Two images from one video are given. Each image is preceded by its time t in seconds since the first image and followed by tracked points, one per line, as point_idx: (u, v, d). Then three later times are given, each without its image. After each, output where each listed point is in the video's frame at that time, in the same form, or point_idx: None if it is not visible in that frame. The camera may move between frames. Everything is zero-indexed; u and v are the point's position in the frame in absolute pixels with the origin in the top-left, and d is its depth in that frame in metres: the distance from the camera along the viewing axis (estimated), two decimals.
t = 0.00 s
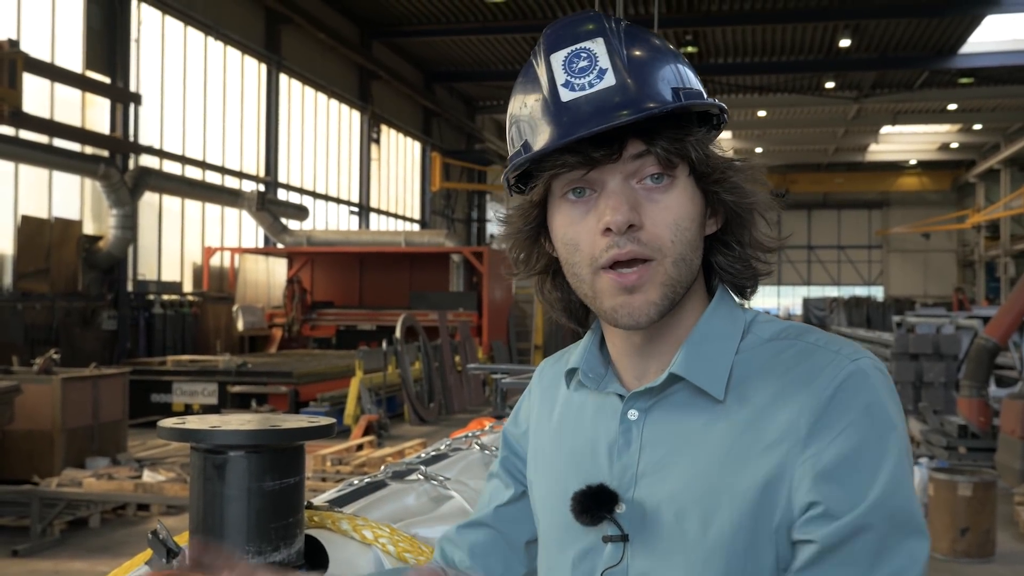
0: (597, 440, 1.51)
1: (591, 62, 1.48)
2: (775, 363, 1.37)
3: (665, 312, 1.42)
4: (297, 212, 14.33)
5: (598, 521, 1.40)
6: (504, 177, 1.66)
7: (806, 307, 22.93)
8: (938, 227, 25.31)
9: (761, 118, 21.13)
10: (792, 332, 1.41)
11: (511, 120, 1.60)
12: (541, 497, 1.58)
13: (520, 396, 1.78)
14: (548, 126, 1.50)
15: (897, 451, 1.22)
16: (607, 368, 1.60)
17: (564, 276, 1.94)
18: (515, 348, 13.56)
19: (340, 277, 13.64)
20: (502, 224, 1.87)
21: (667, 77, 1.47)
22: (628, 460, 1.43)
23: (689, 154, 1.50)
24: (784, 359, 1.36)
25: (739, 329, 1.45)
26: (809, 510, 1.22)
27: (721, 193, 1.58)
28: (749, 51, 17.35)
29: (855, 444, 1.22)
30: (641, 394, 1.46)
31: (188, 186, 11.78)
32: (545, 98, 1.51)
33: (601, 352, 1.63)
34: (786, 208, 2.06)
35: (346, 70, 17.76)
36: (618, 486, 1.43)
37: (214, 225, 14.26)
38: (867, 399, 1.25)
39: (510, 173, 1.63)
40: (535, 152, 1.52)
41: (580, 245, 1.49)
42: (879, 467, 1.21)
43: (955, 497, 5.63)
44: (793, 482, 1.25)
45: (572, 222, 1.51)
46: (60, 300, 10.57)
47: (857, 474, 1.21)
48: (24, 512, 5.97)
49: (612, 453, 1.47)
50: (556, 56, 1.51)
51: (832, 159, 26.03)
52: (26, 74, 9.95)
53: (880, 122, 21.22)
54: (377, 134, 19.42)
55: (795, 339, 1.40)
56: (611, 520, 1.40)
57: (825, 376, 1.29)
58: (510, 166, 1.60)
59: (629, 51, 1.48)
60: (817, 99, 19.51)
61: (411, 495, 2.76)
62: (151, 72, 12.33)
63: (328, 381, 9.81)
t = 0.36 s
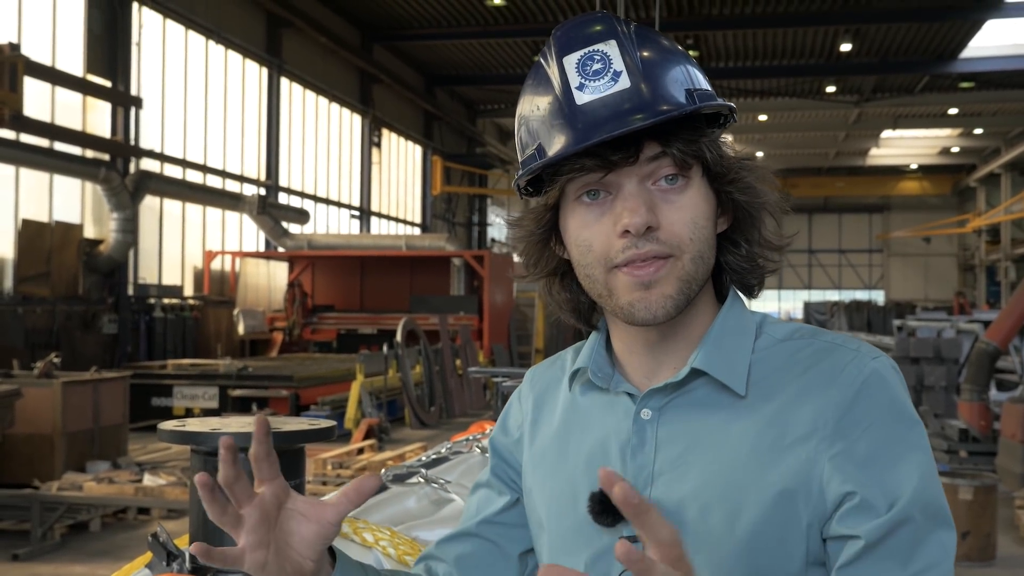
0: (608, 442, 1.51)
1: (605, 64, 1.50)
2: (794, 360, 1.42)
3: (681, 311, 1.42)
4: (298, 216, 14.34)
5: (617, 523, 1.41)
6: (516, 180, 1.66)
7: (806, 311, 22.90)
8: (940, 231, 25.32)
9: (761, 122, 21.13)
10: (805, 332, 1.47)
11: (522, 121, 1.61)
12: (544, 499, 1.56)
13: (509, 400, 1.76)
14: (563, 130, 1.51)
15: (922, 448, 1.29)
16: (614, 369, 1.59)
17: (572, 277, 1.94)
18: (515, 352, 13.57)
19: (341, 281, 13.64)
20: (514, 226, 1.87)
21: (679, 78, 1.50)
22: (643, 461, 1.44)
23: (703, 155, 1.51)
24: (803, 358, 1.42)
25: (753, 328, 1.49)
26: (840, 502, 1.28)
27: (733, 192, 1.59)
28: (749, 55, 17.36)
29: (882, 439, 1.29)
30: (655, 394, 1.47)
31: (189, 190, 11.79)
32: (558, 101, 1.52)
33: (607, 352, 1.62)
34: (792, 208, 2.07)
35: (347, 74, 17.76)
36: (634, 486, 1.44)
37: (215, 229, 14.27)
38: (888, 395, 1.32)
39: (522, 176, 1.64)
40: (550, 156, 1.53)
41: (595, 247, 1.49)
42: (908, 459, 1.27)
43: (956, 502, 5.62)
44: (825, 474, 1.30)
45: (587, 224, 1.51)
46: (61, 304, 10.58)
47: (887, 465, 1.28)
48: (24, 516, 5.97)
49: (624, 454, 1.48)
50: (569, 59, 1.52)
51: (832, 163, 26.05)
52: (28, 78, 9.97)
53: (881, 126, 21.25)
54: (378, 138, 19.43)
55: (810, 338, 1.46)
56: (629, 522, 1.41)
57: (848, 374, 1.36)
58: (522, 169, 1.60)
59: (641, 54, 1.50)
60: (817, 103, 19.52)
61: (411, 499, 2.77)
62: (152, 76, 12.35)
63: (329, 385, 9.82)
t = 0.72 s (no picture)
0: (611, 435, 1.51)
1: (589, 62, 1.51)
2: (793, 349, 1.44)
3: (670, 309, 1.42)
4: (296, 215, 14.34)
5: (624, 516, 1.41)
6: (508, 177, 1.66)
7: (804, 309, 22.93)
8: (938, 228, 25.35)
9: (759, 119, 21.14)
10: (805, 319, 1.48)
11: (513, 117, 1.62)
12: (549, 496, 1.55)
13: (510, 398, 1.76)
14: (550, 128, 1.52)
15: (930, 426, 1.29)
16: (614, 364, 1.59)
17: (570, 270, 1.96)
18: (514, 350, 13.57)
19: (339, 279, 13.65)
20: (509, 221, 1.89)
21: (666, 74, 1.49)
22: (648, 453, 1.44)
23: (690, 152, 1.49)
24: (803, 344, 1.43)
25: (751, 318, 1.50)
26: (848, 485, 1.28)
27: (722, 187, 1.58)
28: (746, 52, 17.36)
29: (888, 420, 1.29)
30: (657, 385, 1.47)
31: (187, 189, 11.77)
32: (545, 99, 1.54)
33: (606, 347, 1.62)
34: (790, 201, 2.07)
35: (344, 72, 17.74)
36: (639, 478, 1.44)
37: (213, 229, 14.26)
38: (890, 376, 1.33)
39: (514, 174, 1.64)
40: (537, 155, 1.54)
41: (583, 244, 1.49)
42: (916, 438, 1.27)
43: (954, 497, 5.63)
44: (832, 458, 1.30)
45: (575, 222, 1.51)
46: (59, 303, 10.56)
47: (896, 444, 1.27)
48: (22, 515, 5.97)
49: (629, 447, 1.48)
50: (554, 57, 1.53)
51: (830, 160, 26.07)
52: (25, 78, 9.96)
53: (879, 123, 21.26)
54: (375, 136, 19.42)
55: (809, 324, 1.47)
56: (636, 514, 1.42)
57: (848, 359, 1.36)
58: (513, 167, 1.61)
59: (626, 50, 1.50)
60: (815, 99, 19.52)
61: (409, 495, 2.78)
62: (149, 75, 12.33)
63: (328, 383, 9.82)
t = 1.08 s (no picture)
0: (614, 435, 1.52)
1: (598, 59, 1.50)
2: (794, 347, 1.44)
3: (682, 302, 1.43)
4: (294, 212, 14.33)
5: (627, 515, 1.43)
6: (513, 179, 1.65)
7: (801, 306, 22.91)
8: (936, 227, 25.36)
9: (757, 117, 21.15)
10: (806, 316, 1.48)
11: (518, 118, 1.61)
12: (550, 492, 1.57)
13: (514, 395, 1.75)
14: (559, 126, 1.51)
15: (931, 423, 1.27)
16: (617, 362, 1.59)
17: (572, 271, 1.96)
18: (511, 348, 13.59)
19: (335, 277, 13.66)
20: (512, 222, 1.88)
21: (675, 71, 1.50)
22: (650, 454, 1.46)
23: (700, 148, 1.51)
24: (804, 341, 1.44)
25: (753, 315, 1.50)
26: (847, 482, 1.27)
27: (730, 183, 1.59)
28: (745, 50, 17.36)
29: (886, 417, 1.28)
30: (660, 384, 1.49)
31: (185, 187, 11.77)
32: (553, 96, 1.53)
33: (610, 346, 1.63)
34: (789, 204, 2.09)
35: (343, 70, 17.71)
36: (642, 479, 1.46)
37: (211, 226, 14.25)
38: (892, 374, 1.31)
39: (519, 175, 1.63)
40: (547, 152, 1.53)
41: (592, 239, 1.49)
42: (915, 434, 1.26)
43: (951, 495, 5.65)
44: (829, 454, 1.30)
45: (584, 216, 1.51)
46: (57, 301, 10.55)
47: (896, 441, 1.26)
48: (20, 513, 5.97)
49: (632, 448, 1.49)
50: (563, 55, 1.52)
51: (828, 158, 26.08)
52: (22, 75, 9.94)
53: (877, 121, 21.26)
54: (374, 133, 19.39)
55: (811, 322, 1.47)
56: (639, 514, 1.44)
57: (846, 357, 1.36)
58: (519, 166, 1.60)
59: (635, 47, 1.50)
60: (813, 98, 19.53)
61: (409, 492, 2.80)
62: (147, 72, 12.31)
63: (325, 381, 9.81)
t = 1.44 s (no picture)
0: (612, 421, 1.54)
1: (601, 54, 1.50)
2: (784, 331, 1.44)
3: (684, 289, 1.43)
4: (289, 213, 14.32)
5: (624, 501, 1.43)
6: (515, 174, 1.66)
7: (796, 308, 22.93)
8: (931, 228, 25.43)
9: (752, 118, 21.18)
10: (801, 306, 1.48)
11: (520, 113, 1.61)
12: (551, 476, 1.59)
13: (506, 380, 1.74)
14: (561, 119, 1.50)
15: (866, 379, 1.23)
16: (614, 354, 1.61)
17: (574, 270, 1.98)
18: (507, 349, 13.60)
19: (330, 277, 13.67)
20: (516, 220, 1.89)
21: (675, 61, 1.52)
22: (647, 441, 1.47)
23: (700, 138, 1.53)
24: (790, 325, 1.44)
25: (751, 306, 1.51)
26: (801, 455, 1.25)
27: (729, 173, 1.64)
28: (741, 52, 17.40)
29: (824, 372, 1.26)
30: (657, 373, 1.49)
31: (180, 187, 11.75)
32: (555, 90, 1.52)
33: (609, 339, 1.64)
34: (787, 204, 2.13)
35: (338, 71, 17.70)
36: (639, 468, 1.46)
37: (206, 227, 14.23)
38: (836, 346, 1.30)
39: (521, 169, 1.64)
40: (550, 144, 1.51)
41: (597, 232, 1.47)
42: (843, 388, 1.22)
43: (945, 496, 5.68)
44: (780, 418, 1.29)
45: (590, 210, 1.49)
46: (51, 301, 10.50)
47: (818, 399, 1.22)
48: (13, 514, 5.95)
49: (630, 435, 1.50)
50: (566, 51, 1.52)
51: (823, 160, 26.13)
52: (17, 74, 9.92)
53: (872, 123, 21.32)
54: (369, 134, 19.38)
55: (801, 308, 1.47)
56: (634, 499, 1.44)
57: (819, 330, 1.36)
58: (521, 160, 1.61)
59: (636, 46, 1.51)
60: (808, 99, 19.56)
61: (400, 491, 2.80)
62: (142, 72, 12.29)
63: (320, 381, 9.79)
